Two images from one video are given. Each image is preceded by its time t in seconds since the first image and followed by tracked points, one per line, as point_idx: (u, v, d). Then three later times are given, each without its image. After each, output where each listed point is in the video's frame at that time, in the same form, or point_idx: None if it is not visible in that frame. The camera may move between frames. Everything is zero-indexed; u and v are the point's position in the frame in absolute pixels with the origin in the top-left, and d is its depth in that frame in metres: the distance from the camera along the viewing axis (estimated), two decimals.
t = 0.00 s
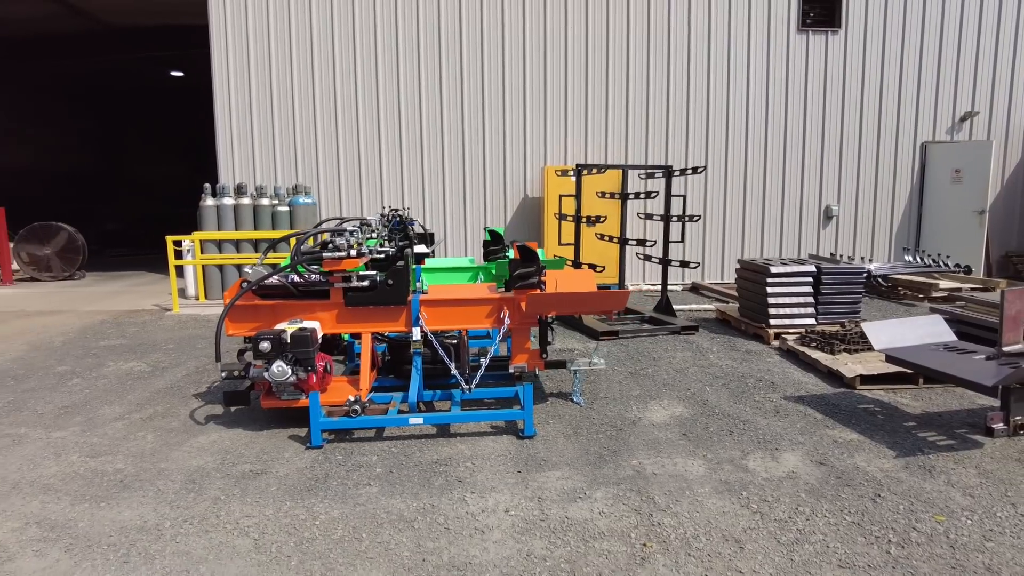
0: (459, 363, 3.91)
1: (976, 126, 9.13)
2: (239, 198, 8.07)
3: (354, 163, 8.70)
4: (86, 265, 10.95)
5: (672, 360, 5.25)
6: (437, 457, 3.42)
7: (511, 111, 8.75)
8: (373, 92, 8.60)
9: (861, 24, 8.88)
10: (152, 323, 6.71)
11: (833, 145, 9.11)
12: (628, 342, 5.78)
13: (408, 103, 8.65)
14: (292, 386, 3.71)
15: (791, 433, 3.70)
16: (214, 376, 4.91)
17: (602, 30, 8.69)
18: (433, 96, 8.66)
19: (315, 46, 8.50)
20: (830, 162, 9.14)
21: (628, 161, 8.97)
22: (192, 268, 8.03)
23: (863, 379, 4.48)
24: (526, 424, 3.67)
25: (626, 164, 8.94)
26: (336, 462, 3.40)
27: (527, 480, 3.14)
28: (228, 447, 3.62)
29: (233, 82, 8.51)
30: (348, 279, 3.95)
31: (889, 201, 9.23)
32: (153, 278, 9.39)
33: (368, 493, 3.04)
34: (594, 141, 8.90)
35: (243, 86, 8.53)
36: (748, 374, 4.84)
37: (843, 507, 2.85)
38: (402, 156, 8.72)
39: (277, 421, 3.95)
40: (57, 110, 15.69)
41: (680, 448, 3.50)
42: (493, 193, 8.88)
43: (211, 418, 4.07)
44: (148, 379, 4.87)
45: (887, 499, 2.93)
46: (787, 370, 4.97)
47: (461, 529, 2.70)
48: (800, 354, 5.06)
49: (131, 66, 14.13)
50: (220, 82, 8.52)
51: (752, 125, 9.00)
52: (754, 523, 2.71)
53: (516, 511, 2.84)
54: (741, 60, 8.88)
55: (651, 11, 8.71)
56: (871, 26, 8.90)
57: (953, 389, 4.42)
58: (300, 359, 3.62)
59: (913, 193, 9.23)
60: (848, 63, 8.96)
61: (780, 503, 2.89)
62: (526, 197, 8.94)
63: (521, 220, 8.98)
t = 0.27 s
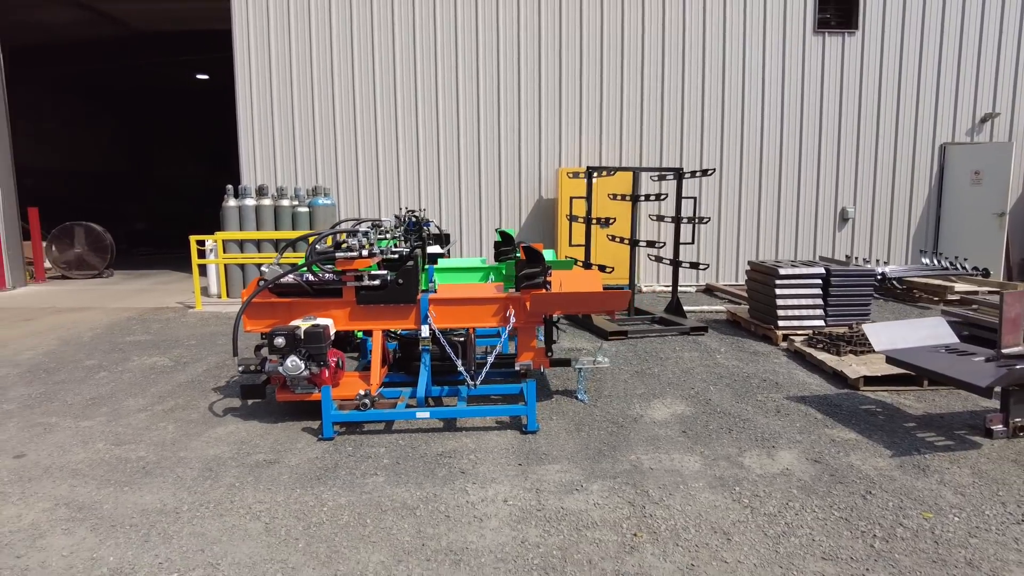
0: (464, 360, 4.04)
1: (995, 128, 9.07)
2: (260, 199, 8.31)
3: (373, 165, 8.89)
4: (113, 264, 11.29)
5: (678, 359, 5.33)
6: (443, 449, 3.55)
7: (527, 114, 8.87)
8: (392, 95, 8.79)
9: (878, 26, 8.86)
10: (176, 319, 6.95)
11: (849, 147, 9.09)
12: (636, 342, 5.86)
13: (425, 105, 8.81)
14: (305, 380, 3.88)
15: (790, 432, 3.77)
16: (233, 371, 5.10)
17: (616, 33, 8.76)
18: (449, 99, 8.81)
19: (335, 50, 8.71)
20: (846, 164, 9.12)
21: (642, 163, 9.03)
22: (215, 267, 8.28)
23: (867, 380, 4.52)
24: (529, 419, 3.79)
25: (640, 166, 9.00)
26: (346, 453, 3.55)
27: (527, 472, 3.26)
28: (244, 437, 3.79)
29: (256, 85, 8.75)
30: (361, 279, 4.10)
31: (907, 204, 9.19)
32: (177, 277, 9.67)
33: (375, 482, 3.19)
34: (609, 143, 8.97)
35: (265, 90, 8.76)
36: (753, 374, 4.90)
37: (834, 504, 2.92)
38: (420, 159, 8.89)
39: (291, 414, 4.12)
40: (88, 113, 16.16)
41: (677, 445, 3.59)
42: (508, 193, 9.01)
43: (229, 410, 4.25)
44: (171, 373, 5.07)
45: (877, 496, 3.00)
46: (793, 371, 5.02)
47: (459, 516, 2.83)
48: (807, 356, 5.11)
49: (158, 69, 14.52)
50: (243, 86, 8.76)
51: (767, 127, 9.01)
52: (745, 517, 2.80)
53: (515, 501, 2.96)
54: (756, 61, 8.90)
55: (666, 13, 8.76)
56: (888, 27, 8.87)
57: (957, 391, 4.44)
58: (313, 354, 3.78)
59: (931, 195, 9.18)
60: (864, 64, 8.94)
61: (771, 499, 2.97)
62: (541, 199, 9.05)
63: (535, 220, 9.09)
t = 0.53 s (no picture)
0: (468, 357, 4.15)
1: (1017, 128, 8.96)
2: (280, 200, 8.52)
3: (390, 166, 9.06)
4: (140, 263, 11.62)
5: (684, 359, 5.38)
6: (446, 443, 3.67)
7: (542, 115, 8.96)
8: (409, 97, 8.95)
9: (897, 26, 8.80)
10: (198, 317, 7.17)
11: (867, 147, 9.03)
12: (644, 342, 5.92)
13: (442, 108, 8.96)
14: (315, 375, 4.02)
15: (788, 431, 3.81)
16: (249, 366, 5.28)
17: (632, 34, 8.81)
18: (465, 101, 8.94)
19: (354, 54, 8.90)
20: (864, 165, 9.06)
21: (657, 164, 9.06)
22: (236, 266, 8.51)
23: (870, 381, 4.53)
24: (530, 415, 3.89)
25: (655, 167, 9.03)
26: (353, 444, 3.69)
27: (525, 465, 3.36)
28: (256, 429, 3.95)
29: (277, 89, 8.97)
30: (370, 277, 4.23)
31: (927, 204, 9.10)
32: (201, 275, 9.94)
33: (378, 472, 3.32)
34: (623, 144, 9.01)
35: (286, 92, 8.98)
36: (757, 374, 4.93)
37: (822, 501, 2.97)
38: (436, 160, 9.03)
39: (302, 408, 4.27)
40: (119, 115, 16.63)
41: (674, 441, 3.66)
42: (523, 194, 9.11)
43: (244, 403, 4.42)
44: (190, 368, 5.27)
45: (867, 494, 3.04)
46: (798, 371, 5.04)
47: (456, 505, 2.94)
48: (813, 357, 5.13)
49: (187, 73, 14.91)
50: (265, 89, 8.99)
51: (783, 127, 8.98)
52: (733, 511, 2.86)
53: (510, 492, 3.07)
54: (773, 62, 8.88)
55: (681, 15, 8.79)
56: (907, 26, 8.81)
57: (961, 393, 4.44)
58: (322, 350, 3.93)
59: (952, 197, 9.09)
60: (883, 65, 8.88)
61: (761, 494, 3.03)
62: (556, 200, 9.13)
63: (550, 221, 9.17)
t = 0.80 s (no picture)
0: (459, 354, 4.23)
1: None
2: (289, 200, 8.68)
3: (397, 167, 9.17)
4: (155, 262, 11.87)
5: (679, 358, 5.41)
6: (434, 437, 3.75)
7: (547, 116, 9.01)
8: (416, 99, 9.05)
9: (906, 23, 8.72)
10: (207, 314, 7.34)
11: (874, 146, 8.96)
12: (641, 340, 5.96)
13: (448, 109, 9.04)
14: (310, 371, 4.12)
15: (773, 429, 3.84)
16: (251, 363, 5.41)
17: (637, 34, 8.82)
18: (470, 103, 9.02)
19: (361, 56, 9.02)
20: (872, 164, 8.99)
21: (662, 163, 9.05)
22: (246, 264, 8.68)
23: (862, 380, 4.54)
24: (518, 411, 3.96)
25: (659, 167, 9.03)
26: (344, 438, 3.79)
27: (508, 459, 3.44)
28: (253, 423, 4.07)
29: (286, 91, 9.13)
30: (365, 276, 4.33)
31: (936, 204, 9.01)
32: (213, 274, 10.14)
33: (365, 465, 3.42)
34: (628, 144, 9.02)
35: (295, 95, 9.13)
36: (751, 373, 4.95)
37: (797, 497, 3.01)
38: (442, 161, 9.12)
39: (299, 403, 4.39)
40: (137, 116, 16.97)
41: (658, 438, 3.71)
42: (528, 194, 9.16)
43: (243, 398, 4.55)
44: (195, 364, 5.41)
45: (843, 491, 3.08)
46: (792, 370, 5.06)
47: (436, 497, 3.03)
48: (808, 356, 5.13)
49: (203, 75, 15.18)
50: (275, 91, 9.14)
51: (790, 127, 8.94)
52: (707, 506, 2.92)
53: (491, 485, 3.14)
54: (779, 61, 8.84)
55: (686, 15, 8.78)
56: (917, 24, 8.73)
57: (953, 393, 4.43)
58: (316, 346, 4.02)
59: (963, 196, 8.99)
60: (891, 63, 8.80)
61: (737, 489, 3.08)
62: (561, 200, 9.17)
63: (555, 221, 9.22)
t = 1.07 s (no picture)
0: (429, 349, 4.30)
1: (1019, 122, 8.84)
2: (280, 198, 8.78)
3: (387, 165, 9.26)
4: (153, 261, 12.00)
5: (655, 352, 5.46)
6: (401, 429, 3.83)
7: (535, 114, 9.06)
8: (406, 97, 9.12)
9: (895, 19, 8.72)
10: (197, 311, 7.44)
11: (863, 142, 8.96)
12: (620, 336, 6.02)
13: (437, 107, 9.12)
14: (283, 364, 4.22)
15: (735, 421, 3.89)
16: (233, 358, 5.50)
17: (624, 32, 8.85)
18: (459, 101, 9.08)
19: (351, 56, 9.10)
20: (861, 161, 9.00)
21: (651, 160, 9.08)
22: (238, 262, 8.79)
23: (832, 374, 4.57)
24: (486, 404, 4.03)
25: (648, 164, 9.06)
26: (314, 430, 3.87)
27: (469, 450, 3.51)
28: (226, 416, 4.16)
29: (277, 90, 9.22)
30: (339, 272, 4.41)
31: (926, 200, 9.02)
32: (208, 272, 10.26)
33: (329, 455, 3.50)
34: (616, 142, 9.06)
35: (286, 94, 9.23)
36: (723, 367, 5.00)
37: (746, 486, 3.06)
38: (432, 160, 9.20)
39: (274, 396, 4.47)
40: (138, 116, 17.15)
41: (620, 429, 3.77)
42: (517, 191, 9.22)
43: (221, 392, 4.64)
44: (178, 359, 5.51)
45: (793, 480, 3.13)
46: (766, 365, 5.10)
47: (393, 485, 3.11)
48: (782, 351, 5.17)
49: (203, 75, 15.33)
50: (266, 90, 9.24)
51: (778, 123, 8.95)
52: (655, 494, 2.98)
53: (448, 474, 3.22)
54: (767, 57, 8.85)
55: (674, 12, 8.81)
56: (905, 20, 8.73)
57: (921, 386, 4.47)
58: (287, 340, 4.12)
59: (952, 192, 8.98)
60: (880, 59, 8.81)
61: (689, 479, 3.14)
62: (550, 197, 9.21)
63: (544, 218, 9.27)
